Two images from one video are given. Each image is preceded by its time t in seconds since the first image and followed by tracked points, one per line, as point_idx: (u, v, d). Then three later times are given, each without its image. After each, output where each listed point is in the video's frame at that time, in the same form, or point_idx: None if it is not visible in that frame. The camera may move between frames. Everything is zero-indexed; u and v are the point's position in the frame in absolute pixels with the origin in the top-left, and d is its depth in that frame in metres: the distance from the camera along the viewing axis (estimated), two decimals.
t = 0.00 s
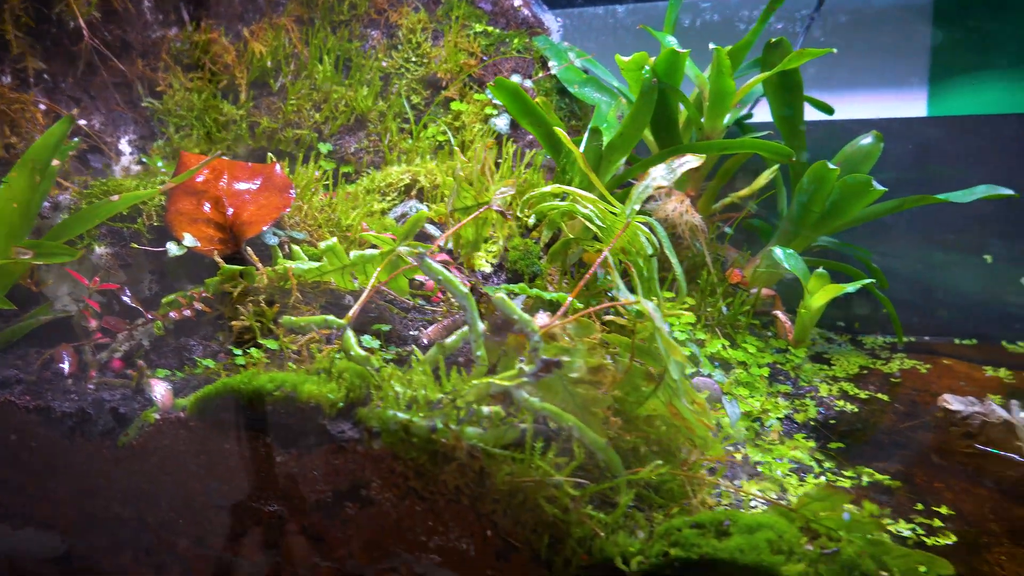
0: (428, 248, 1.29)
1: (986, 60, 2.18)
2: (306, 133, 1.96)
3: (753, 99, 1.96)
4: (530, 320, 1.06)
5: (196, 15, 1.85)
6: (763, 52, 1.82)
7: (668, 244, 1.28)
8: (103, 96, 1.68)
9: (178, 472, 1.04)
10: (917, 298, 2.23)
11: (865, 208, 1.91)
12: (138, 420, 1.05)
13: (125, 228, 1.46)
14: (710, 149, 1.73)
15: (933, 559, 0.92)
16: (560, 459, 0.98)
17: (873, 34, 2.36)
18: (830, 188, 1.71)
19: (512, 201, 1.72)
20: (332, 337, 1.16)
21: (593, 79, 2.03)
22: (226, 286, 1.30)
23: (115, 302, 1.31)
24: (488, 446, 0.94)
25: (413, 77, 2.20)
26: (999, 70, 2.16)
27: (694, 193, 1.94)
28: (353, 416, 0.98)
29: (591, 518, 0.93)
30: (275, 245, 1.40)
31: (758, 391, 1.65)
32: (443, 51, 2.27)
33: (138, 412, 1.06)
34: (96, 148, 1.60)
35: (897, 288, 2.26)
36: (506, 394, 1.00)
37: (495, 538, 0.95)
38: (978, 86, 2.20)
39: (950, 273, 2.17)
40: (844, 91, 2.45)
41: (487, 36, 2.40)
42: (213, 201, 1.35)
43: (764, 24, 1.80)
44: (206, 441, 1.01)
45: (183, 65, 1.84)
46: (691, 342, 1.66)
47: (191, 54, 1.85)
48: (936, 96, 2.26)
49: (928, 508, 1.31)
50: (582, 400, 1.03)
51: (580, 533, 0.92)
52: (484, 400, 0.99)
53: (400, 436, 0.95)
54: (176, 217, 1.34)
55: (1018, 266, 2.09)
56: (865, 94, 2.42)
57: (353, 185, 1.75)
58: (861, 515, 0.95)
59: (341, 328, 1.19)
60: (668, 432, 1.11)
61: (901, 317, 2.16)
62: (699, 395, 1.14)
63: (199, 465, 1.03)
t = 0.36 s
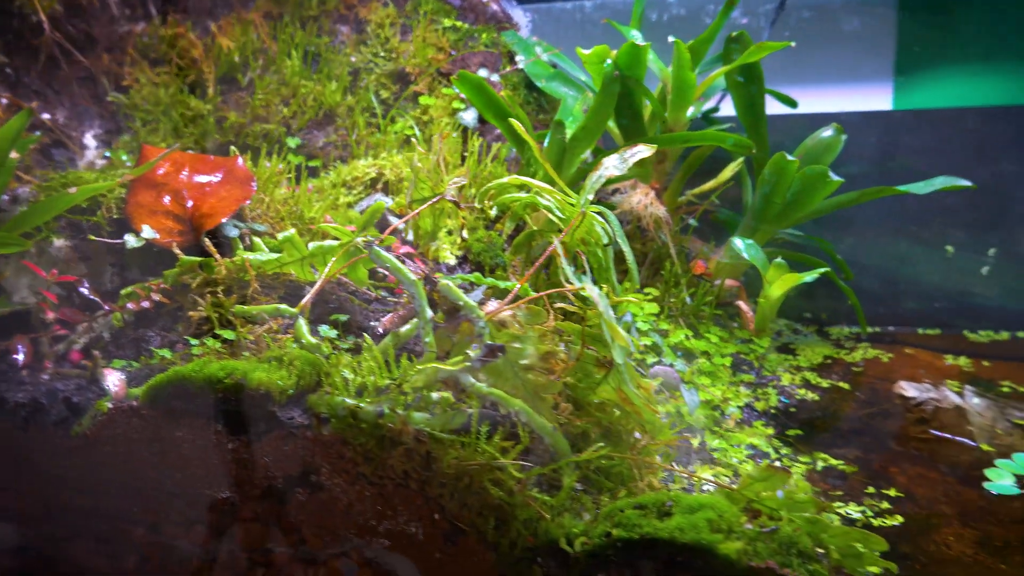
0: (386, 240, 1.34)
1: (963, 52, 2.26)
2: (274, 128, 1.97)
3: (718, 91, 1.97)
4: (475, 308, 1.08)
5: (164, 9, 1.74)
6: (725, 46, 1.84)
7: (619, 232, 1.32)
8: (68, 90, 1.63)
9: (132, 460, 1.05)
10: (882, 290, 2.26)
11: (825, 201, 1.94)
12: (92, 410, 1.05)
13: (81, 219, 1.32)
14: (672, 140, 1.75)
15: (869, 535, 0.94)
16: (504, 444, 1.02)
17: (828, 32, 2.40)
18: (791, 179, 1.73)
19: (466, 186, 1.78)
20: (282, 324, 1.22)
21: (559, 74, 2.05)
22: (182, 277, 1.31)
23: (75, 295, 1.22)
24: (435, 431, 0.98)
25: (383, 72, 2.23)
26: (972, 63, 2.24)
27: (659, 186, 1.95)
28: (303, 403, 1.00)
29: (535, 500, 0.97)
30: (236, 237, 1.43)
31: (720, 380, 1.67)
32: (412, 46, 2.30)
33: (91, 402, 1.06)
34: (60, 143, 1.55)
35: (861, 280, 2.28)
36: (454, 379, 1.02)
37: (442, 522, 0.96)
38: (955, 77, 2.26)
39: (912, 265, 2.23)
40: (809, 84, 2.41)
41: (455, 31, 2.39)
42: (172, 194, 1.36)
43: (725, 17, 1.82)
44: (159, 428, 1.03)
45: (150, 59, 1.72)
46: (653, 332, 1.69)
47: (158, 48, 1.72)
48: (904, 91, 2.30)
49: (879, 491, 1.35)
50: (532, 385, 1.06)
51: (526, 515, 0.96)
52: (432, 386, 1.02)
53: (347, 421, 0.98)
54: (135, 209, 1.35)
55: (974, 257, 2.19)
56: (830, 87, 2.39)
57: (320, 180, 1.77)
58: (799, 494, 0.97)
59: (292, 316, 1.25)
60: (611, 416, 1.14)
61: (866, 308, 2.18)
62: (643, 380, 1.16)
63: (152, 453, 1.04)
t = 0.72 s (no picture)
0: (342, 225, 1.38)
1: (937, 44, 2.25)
2: (244, 118, 1.93)
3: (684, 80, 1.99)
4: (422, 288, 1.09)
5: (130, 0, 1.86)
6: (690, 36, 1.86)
7: (577, 217, 1.30)
8: (31, 78, 1.49)
9: (86, 442, 1.05)
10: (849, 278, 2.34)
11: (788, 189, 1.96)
12: (47, 393, 1.04)
13: (40, 206, 1.29)
14: (637, 128, 1.76)
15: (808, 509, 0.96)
16: (453, 424, 1.01)
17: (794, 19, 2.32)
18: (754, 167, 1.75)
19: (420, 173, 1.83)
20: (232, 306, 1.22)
21: (528, 64, 2.07)
22: (141, 263, 1.29)
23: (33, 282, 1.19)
24: (384, 411, 0.97)
25: (353, 62, 2.23)
26: (939, 54, 2.26)
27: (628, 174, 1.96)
28: (253, 383, 1.00)
29: (482, 479, 0.97)
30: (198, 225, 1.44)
31: (684, 365, 1.69)
32: (382, 37, 2.30)
33: (45, 386, 1.05)
34: (23, 129, 1.41)
35: (829, 270, 2.35)
36: (403, 359, 1.04)
37: (391, 500, 0.97)
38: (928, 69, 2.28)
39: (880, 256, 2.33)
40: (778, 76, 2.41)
41: (426, 21, 2.43)
42: (132, 181, 1.37)
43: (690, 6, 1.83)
44: (112, 411, 1.02)
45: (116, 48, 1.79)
46: (618, 319, 1.71)
47: (123, 38, 1.81)
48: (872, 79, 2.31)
49: (832, 472, 1.38)
50: (484, 366, 1.08)
51: (473, 493, 0.96)
52: (382, 366, 1.03)
53: (297, 401, 0.98)
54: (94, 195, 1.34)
55: (938, 247, 2.31)
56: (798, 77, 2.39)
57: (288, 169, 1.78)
58: (741, 470, 0.99)
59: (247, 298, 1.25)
60: (564, 397, 1.17)
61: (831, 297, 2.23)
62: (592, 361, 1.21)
63: (104, 435, 1.04)
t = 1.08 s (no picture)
0: (298, 211, 1.38)
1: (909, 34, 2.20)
2: (210, 106, 1.94)
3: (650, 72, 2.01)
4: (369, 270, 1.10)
5: None
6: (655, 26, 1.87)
7: (532, 203, 1.30)
8: None
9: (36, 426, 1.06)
10: (813, 270, 2.40)
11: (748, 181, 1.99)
12: None
13: None
14: (606, 116, 1.75)
15: (752, 491, 1.00)
16: (400, 405, 1.02)
17: (784, 16, 2.14)
18: (717, 157, 1.77)
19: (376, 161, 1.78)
20: (184, 291, 1.21)
21: (497, 55, 2.07)
22: (99, 248, 1.28)
23: None
24: (332, 392, 1.00)
25: (322, 52, 2.22)
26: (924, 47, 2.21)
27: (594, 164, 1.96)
28: (202, 365, 1.00)
29: (429, 459, 0.98)
30: (157, 212, 1.45)
31: (647, 353, 1.71)
32: (351, 26, 2.28)
33: None
34: None
35: (797, 261, 2.39)
36: (351, 342, 1.05)
37: (339, 481, 0.97)
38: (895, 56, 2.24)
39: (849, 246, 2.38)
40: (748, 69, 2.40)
41: (396, 12, 2.44)
42: (90, 165, 1.31)
43: None
44: (59, 395, 0.99)
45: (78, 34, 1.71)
46: (582, 307, 1.72)
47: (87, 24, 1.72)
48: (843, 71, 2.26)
49: (786, 456, 1.40)
50: (437, 349, 1.09)
51: (419, 473, 0.97)
52: (330, 349, 1.04)
53: (244, 383, 0.99)
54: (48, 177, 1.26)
55: (903, 238, 2.39)
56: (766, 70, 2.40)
57: (254, 156, 1.79)
58: (684, 451, 1.00)
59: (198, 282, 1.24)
60: (518, 381, 1.18)
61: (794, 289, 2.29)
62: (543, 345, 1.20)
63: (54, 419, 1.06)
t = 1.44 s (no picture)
0: (257, 192, 1.41)
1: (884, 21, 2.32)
2: (179, 93, 1.93)
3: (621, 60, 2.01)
4: (321, 249, 1.06)
5: None
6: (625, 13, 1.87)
7: (492, 187, 1.30)
8: None
9: None
10: (785, 259, 2.41)
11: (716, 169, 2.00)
12: None
13: None
14: (573, 103, 1.75)
15: (701, 467, 0.97)
16: (349, 385, 1.03)
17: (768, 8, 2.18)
18: (684, 145, 1.77)
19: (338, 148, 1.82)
20: (140, 272, 1.15)
21: (469, 43, 2.05)
22: (56, 232, 1.28)
23: None
24: (283, 371, 0.99)
25: (293, 39, 2.18)
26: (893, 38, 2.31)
27: (565, 151, 1.96)
28: (154, 345, 1.00)
29: (379, 438, 0.99)
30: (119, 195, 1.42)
31: (613, 340, 1.72)
32: (322, 14, 2.23)
33: None
34: None
35: (768, 252, 2.41)
36: (304, 321, 1.03)
37: (290, 461, 0.98)
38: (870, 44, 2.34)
39: (817, 237, 2.39)
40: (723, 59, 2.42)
41: None
42: (50, 147, 1.33)
43: None
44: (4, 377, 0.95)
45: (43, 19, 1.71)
46: (549, 294, 1.73)
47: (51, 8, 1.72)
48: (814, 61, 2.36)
49: (746, 440, 1.41)
50: (393, 331, 1.08)
51: (369, 452, 0.98)
52: (282, 329, 1.03)
53: (195, 363, 0.99)
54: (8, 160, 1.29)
55: (871, 229, 2.38)
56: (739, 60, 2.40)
57: (222, 144, 1.79)
58: (634, 429, 0.98)
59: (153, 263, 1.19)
60: (476, 363, 1.18)
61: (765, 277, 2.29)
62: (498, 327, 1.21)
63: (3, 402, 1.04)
